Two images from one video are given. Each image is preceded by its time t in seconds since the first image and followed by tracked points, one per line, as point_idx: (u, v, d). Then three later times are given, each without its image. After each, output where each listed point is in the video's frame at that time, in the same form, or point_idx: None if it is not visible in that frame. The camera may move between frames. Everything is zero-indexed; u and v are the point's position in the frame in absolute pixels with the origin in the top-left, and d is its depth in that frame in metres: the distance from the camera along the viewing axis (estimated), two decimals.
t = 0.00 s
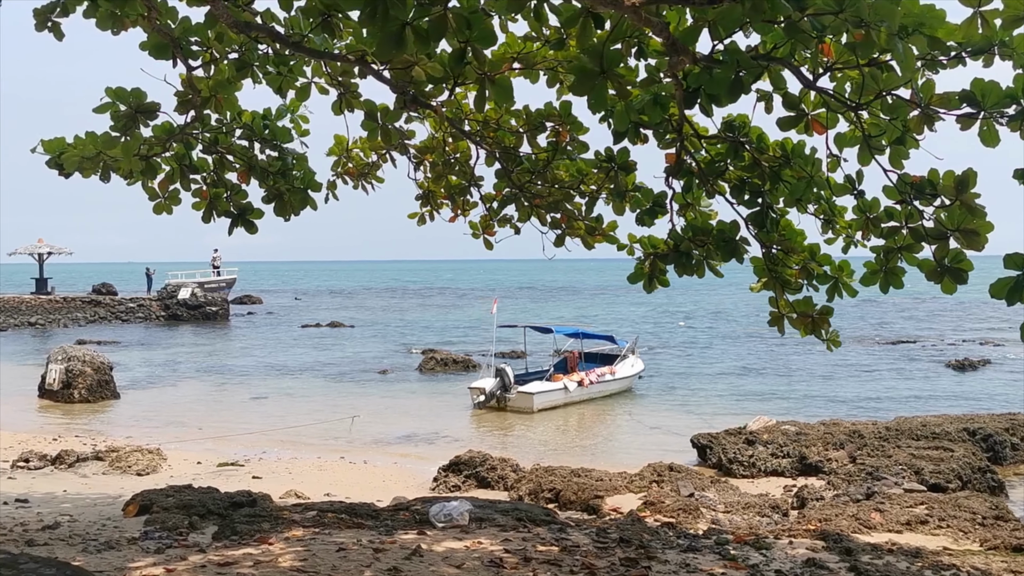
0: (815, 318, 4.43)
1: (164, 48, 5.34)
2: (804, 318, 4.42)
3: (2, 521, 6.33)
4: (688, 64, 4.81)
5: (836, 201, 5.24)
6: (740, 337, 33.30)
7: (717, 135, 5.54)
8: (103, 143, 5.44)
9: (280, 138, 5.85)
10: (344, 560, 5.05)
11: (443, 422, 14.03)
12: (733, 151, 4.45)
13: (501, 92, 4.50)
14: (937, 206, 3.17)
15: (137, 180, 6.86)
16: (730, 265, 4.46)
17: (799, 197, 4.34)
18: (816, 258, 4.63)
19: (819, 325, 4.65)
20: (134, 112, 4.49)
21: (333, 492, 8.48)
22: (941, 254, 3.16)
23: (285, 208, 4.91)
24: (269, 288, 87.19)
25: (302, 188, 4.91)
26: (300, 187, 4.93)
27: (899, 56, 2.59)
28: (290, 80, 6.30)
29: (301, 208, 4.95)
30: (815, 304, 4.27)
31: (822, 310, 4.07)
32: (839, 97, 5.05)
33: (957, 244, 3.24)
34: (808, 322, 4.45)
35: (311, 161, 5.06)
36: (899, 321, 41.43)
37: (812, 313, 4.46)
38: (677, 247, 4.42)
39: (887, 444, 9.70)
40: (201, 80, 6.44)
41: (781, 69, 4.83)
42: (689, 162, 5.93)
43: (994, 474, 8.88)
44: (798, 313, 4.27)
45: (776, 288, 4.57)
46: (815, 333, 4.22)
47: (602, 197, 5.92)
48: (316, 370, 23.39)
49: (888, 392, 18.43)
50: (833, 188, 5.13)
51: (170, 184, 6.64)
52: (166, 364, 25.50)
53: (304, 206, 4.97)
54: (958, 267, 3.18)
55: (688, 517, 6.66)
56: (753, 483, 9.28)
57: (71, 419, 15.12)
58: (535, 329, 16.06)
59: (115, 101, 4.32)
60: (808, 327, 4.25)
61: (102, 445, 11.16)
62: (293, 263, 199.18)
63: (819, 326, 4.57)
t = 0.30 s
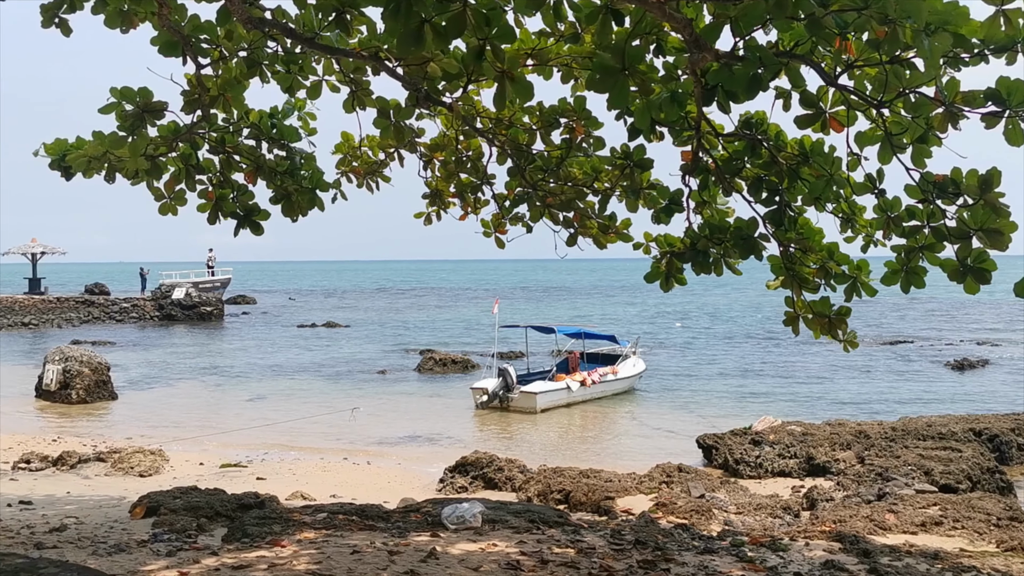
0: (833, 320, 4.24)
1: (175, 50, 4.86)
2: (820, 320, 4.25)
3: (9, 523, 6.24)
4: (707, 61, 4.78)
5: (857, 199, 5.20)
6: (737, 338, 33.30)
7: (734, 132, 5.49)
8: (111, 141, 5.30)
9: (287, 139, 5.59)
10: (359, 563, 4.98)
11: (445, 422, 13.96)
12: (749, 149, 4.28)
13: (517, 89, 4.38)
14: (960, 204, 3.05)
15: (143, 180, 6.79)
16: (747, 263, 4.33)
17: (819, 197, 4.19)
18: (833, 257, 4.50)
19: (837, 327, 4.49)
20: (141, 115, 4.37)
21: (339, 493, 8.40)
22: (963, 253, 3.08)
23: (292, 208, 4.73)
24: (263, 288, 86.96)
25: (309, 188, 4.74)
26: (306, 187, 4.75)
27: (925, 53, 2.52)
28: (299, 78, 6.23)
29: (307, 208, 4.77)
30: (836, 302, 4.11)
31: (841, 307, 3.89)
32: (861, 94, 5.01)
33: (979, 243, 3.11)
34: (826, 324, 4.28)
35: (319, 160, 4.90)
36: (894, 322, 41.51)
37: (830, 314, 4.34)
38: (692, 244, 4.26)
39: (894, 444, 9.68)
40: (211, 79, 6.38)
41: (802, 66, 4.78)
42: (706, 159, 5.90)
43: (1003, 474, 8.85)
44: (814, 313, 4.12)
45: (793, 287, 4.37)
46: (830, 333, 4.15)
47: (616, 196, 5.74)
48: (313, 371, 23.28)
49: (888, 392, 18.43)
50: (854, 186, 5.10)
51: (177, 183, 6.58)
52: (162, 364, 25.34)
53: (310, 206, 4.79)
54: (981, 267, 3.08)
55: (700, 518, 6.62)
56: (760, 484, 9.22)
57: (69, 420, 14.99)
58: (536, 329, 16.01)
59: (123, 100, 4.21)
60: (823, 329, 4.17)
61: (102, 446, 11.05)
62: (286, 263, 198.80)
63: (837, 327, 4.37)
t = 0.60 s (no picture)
0: (851, 319, 3.95)
1: (180, 48, 4.39)
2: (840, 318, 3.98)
3: (12, 528, 6.13)
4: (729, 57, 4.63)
5: (879, 197, 5.13)
6: (733, 338, 33.33)
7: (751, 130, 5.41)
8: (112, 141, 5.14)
9: (290, 139, 5.25)
10: (373, 568, 4.89)
11: (447, 423, 13.88)
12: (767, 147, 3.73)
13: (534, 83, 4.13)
14: (985, 204, 2.91)
15: (146, 180, 6.68)
16: (763, 262, 3.95)
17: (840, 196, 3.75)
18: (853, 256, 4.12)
19: (856, 326, 4.11)
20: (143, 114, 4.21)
21: (344, 496, 8.30)
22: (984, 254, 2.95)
23: (295, 210, 4.50)
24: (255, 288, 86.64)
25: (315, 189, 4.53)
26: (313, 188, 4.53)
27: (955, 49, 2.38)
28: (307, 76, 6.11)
29: (312, 210, 4.55)
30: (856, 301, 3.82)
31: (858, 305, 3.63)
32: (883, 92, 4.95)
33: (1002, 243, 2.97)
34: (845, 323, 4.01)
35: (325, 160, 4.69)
36: (889, 322, 41.63)
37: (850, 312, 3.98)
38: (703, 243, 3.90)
39: (901, 445, 9.63)
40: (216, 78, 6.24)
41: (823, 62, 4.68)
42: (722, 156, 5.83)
43: (1011, 475, 8.81)
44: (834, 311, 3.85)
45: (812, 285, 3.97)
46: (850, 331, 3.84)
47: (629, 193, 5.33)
48: (309, 372, 23.15)
49: (887, 393, 18.43)
50: (875, 185, 5.02)
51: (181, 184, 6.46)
52: (157, 365, 25.17)
53: (315, 207, 4.56)
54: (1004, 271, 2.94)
55: (713, 521, 6.55)
56: (768, 486, 9.16)
57: (66, 422, 14.85)
58: (537, 328, 15.93)
59: (124, 98, 4.05)
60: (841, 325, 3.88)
61: (101, 448, 10.92)
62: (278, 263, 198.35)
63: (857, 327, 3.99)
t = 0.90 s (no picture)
0: (871, 319, 3.74)
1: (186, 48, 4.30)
2: (857, 318, 3.80)
3: (17, 534, 6.03)
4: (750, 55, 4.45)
5: (898, 198, 5.09)
6: (728, 339, 33.37)
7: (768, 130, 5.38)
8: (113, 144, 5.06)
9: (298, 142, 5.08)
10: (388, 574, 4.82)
11: (446, 425, 13.81)
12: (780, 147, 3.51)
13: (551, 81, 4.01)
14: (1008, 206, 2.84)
15: (149, 182, 6.63)
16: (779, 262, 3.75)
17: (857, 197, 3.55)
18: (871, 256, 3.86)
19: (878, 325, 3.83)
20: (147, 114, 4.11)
21: (348, 500, 8.23)
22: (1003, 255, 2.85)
23: (300, 213, 4.40)
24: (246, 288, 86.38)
25: (322, 192, 4.44)
26: (318, 192, 4.43)
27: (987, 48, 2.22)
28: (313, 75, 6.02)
29: (319, 214, 4.46)
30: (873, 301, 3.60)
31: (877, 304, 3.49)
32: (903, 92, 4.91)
33: None
34: (862, 323, 3.83)
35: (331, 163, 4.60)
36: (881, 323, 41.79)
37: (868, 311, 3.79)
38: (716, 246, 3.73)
39: (907, 447, 9.60)
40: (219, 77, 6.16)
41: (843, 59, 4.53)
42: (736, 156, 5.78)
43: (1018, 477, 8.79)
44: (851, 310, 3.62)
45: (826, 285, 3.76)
46: (868, 331, 3.65)
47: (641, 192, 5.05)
48: (304, 373, 23.06)
49: (885, 394, 18.47)
50: (895, 185, 4.98)
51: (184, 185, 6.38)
52: (151, 366, 25.03)
53: (321, 211, 4.48)
54: None
55: (726, 525, 6.49)
56: (773, 488, 9.11)
57: (62, 424, 14.73)
58: (536, 329, 15.89)
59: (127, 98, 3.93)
60: (858, 325, 3.66)
61: (99, 451, 10.82)
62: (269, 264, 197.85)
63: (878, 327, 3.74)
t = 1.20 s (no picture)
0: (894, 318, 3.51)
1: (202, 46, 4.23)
2: (880, 317, 3.53)
3: (30, 536, 5.97)
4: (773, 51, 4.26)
5: (924, 196, 5.03)
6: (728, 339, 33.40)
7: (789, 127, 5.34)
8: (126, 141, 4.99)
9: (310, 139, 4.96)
10: None
11: (451, 425, 13.78)
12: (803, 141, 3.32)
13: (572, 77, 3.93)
14: None
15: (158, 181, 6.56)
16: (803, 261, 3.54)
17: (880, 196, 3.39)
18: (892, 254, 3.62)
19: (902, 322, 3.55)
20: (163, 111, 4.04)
21: (359, 502, 8.18)
22: None
23: (317, 210, 4.31)
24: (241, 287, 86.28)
25: (336, 190, 4.35)
26: (333, 188, 4.34)
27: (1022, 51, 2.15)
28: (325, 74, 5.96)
29: (334, 210, 4.37)
30: (896, 299, 3.46)
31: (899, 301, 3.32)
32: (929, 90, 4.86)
33: None
34: (886, 322, 3.54)
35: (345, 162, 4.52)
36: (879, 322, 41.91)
37: (891, 309, 3.57)
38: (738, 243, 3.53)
39: (917, 448, 9.58)
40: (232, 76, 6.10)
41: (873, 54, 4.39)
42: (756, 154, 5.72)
43: None
44: (874, 310, 3.46)
45: (846, 285, 3.61)
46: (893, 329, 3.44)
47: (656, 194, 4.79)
48: (305, 374, 23.00)
49: (888, 394, 18.49)
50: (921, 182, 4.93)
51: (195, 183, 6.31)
52: (151, 367, 24.96)
53: (336, 207, 4.38)
54: None
55: (744, 527, 6.44)
56: (784, 488, 9.07)
57: (64, 426, 14.66)
58: (540, 330, 15.85)
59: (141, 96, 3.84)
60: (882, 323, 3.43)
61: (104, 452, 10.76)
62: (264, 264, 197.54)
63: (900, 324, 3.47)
